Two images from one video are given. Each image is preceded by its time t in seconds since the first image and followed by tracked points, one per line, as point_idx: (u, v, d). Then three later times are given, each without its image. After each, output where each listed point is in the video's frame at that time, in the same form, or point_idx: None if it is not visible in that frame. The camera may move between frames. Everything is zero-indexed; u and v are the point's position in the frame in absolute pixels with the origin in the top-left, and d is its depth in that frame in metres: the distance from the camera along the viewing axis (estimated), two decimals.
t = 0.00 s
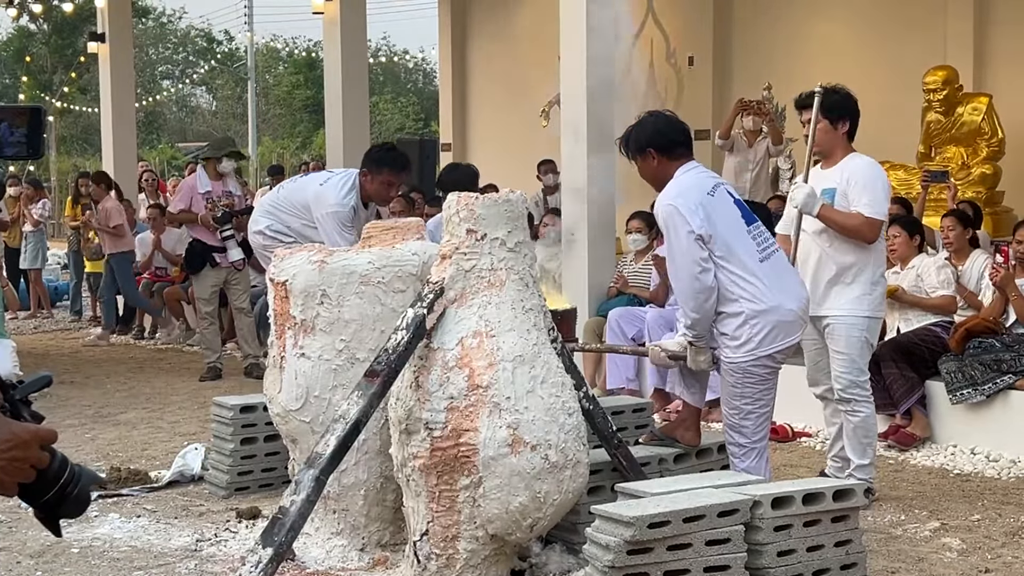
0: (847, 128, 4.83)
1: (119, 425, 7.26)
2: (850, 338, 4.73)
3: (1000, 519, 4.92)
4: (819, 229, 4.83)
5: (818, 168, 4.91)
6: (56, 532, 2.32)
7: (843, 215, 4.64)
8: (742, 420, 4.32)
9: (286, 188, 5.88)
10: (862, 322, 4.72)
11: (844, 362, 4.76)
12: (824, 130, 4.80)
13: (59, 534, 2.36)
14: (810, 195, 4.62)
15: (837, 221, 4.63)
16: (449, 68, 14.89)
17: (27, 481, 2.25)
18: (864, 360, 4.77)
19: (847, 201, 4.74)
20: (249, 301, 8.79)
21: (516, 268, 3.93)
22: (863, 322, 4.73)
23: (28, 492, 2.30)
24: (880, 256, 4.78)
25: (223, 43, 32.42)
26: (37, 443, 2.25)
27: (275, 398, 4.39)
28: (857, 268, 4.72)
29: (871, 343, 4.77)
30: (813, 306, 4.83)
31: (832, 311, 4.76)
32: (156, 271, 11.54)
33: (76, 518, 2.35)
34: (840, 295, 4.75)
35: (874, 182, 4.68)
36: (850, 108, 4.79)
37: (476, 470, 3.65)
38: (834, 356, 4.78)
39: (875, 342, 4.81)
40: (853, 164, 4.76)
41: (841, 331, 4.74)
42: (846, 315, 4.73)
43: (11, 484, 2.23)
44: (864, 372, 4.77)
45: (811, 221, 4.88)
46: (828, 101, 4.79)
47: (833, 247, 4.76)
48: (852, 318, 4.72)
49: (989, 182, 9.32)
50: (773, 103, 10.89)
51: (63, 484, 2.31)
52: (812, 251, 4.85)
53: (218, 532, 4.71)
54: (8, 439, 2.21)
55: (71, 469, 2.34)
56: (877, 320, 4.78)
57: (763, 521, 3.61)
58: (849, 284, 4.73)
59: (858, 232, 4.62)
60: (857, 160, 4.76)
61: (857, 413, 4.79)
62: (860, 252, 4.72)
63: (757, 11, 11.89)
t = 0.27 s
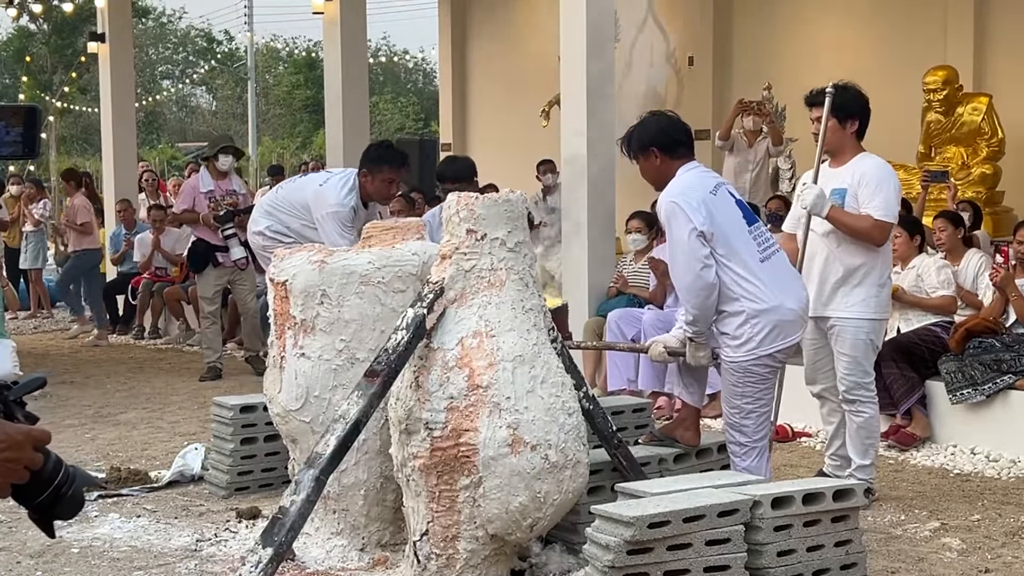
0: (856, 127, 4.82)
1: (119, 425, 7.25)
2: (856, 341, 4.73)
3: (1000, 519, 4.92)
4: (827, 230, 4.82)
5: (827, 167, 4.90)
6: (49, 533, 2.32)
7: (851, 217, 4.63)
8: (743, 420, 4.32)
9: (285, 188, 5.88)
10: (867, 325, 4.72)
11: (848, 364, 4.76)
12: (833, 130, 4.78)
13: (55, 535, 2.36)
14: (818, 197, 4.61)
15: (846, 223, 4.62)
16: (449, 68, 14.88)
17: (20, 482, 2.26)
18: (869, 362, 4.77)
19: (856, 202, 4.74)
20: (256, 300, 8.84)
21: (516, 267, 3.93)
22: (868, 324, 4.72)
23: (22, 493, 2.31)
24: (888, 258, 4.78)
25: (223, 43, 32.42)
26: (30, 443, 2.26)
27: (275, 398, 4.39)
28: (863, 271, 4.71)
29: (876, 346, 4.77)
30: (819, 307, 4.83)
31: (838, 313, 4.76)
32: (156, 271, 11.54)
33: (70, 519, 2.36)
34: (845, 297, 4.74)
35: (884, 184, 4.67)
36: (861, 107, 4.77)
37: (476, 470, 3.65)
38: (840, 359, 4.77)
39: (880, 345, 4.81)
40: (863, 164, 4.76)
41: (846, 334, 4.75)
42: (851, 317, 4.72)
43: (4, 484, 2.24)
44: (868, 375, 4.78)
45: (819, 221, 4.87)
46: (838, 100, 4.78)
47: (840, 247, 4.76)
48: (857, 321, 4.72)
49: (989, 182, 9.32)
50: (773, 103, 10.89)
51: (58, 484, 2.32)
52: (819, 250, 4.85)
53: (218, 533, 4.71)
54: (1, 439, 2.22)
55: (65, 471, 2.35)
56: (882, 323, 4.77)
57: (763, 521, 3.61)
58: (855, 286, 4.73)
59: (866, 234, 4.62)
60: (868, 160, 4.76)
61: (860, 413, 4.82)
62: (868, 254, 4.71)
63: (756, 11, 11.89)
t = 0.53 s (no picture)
0: (862, 127, 4.81)
1: (119, 425, 7.25)
2: (858, 343, 4.73)
3: (1000, 520, 4.92)
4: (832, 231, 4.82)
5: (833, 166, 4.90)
6: (45, 534, 2.32)
7: (857, 218, 4.63)
8: (740, 420, 4.32)
9: (284, 186, 5.88)
10: (871, 327, 4.72)
11: (851, 366, 4.76)
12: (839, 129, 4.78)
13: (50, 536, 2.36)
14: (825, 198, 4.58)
15: (852, 225, 4.62)
16: (449, 68, 14.88)
17: (15, 483, 2.26)
18: (872, 364, 4.77)
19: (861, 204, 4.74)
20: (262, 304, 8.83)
21: (516, 267, 3.94)
22: (871, 327, 4.72)
23: (17, 494, 2.31)
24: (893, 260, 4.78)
25: (223, 43, 32.42)
26: (24, 445, 2.26)
27: (275, 398, 4.39)
28: (868, 272, 4.71)
29: (879, 347, 4.77)
30: (822, 308, 4.83)
31: (841, 314, 4.76)
32: (156, 271, 11.54)
33: (66, 519, 2.35)
34: (849, 299, 4.74)
35: (890, 186, 4.67)
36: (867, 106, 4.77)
37: (475, 470, 3.65)
38: (843, 360, 4.77)
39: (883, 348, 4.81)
40: (869, 166, 4.76)
41: (849, 336, 4.75)
42: (854, 319, 4.72)
43: None
44: (871, 377, 4.78)
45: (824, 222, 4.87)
46: (844, 100, 4.78)
47: (845, 249, 4.76)
48: (860, 323, 4.72)
49: (989, 182, 9.31)
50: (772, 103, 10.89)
51: (54, 485, 2.32)
52: (823, 251, 4.85)
53: (218, 533, 4.71)
54: None
55: (62, 471, 2.35)
56: (885, 324, 4.77)
57: (763, 520, 3.61)
58: (858, 288, 4.73)
59: (871, 236, 4.62)
60: (875, 161, 4.76)
61: (863, 413, 4.82)
62: (873, 256, 4.71)
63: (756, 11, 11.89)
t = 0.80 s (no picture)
0: (866, 126, 4.81)
1: (119, 425, 7.25)
2: (860, 344, 4.74)
3: (1000, 519, 4.92)
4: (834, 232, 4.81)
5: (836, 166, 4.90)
6: (42, 533, 2.32)
7: (858, 219, 4.63)
8: (738, 421, 4.32)
9: (283, 177, 5.89)
10: (873, 327, 4.72)
11: (853, 367, 4.76)
12: (840, 127, 4.78)
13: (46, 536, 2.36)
14: (825, 197, 4.58)
15: (854, 225, 4.62)
16: (450, 68, 14.88)
17: (11, 482, 2.26)
18: (874, 364, 4.77)
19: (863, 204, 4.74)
20: (266, 307, 8.83)
21: (516, 267, 3.94)
22: (872, 328, 4.72)
23: (14, 494, 2.31)
24: (895, 261, 4.78)
25: (223, 43, 32.43)
26: (20, 444, 2.27)
27: (275, 398, 4.39)
28: (870, 273, 4.72)
29: (881, 348, 4.77)
30: (824, 308, 4.82)
31: (842, 315, 4.76)
32: (156, 271, 11.54)
33: (62, 520, 2.35)
34: (850, 300, 4.74)
35: (892, 186, 4.67)
36: (871, 106, 4.77)
37: (475, 470, 3.65)
38: (846, 361, 4.77)
39: (884, 348, 4.81)
40: (872, 166, 4.75)
41: (851, 337, 4.75)
42: (856, 320, 4.72)
43: None
44: (872, 377, 4.78)
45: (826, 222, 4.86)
46: (847, 100, 4.78)
47: (847, 249, 4.75)
48: (861, 324, 4.72)
49: (989, 182, 9.31)
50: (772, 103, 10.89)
51: (51, 484, 2.32)
52: (825, 251, 4.84)
53: (218, 532, 4.71)
54: None
55: (59, 471, 2.35)
56: (887, 325, 4.78)
57: (763, 520, 3.61)
58: (860, 290, 4.73)
59: (872, 237, 4.62)
60: (877, 161, 4.76)
61: (864, 414, 4.82)
62: (876, 256, 4.72)
63: (756, 12, 11.89)
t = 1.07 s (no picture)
0: (868, 126, 4.81)
1: (118, 425, 7.24)
2: (859, 345, 4.73)
3: (1000, 519, 4.92)
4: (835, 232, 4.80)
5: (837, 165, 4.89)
6: (39, 534, 2.33)
7: (859, 218, 4.62)
8: (733, 419, 4.32)
9: (281, 168, 5.87)
10: (873, 328, 4.72)
11: (853, 368, 4.76)
12: (841, 127, 4.77)
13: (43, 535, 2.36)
14: (827, 196, 4.58)
15: (855, 224, 4.61)
16: (450, 67, 14.88)
17: (11, 481, 2.26)
18: (873, 365, 4.76)
19: (865, 202, 4.75)
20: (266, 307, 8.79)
21: (516, 267, 3.93)
22: (871, 329, 4.73)
23: (13, 493, 2.31)
24: (895, 262, 4.78)
25: (224, 43, 32.43)
26: (20, 443, 2.26)
27: (275, 399, 4.38)
28: (871, 273, 4.72)
29: (881, 349, 4.77)
30: (824, 308, 4.82)
31: (842, 316, 4.76)
32: (156, 271, 11.54)
33: (59, 519, 2.35)
34: (850, 301, 4.74)
35: (894, 186, 4.67)
36: (873, 106, 4.78)
37: (474, 469, 3.65)
38: (846, 361, 4.77)
39: (884, 349, 4.80)
40: (873, 166, 4.76)
41: (851, 337, 4.75)
42: (856, 321, 4.72)
43: None
44: (872, 378, 4.77)
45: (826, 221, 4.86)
46: (849, 100, 4.78)
47: (848, 250, 4.75)
48: (861, 325, 4.72)
49: (989, 182, 9.31)
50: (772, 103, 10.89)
51: (48, 485, 2.32)
52: (825, 251, 4.84)
53: (218, 532, 4.71)
54: None
55: (56, 471, 2.35)
56: (887, 326, 4.78)
57: (763, 520, 3.61)
58: (859, 290, 4.72)
59: (874, 236, 4.62)
60: (879, 161, 4.76)
61: (864, 414, 4.82)
62: (877, 256, 4.72)
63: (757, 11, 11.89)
